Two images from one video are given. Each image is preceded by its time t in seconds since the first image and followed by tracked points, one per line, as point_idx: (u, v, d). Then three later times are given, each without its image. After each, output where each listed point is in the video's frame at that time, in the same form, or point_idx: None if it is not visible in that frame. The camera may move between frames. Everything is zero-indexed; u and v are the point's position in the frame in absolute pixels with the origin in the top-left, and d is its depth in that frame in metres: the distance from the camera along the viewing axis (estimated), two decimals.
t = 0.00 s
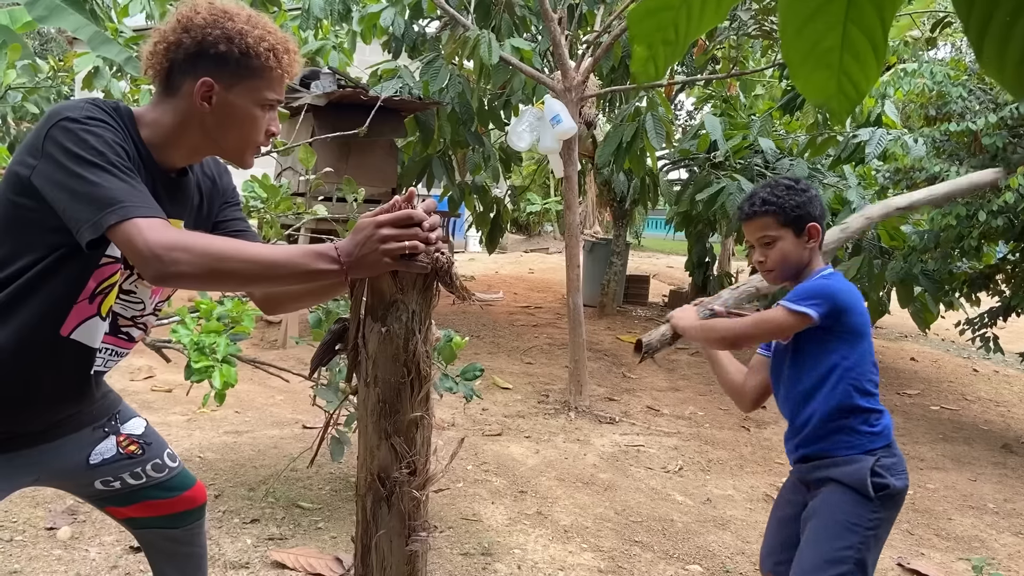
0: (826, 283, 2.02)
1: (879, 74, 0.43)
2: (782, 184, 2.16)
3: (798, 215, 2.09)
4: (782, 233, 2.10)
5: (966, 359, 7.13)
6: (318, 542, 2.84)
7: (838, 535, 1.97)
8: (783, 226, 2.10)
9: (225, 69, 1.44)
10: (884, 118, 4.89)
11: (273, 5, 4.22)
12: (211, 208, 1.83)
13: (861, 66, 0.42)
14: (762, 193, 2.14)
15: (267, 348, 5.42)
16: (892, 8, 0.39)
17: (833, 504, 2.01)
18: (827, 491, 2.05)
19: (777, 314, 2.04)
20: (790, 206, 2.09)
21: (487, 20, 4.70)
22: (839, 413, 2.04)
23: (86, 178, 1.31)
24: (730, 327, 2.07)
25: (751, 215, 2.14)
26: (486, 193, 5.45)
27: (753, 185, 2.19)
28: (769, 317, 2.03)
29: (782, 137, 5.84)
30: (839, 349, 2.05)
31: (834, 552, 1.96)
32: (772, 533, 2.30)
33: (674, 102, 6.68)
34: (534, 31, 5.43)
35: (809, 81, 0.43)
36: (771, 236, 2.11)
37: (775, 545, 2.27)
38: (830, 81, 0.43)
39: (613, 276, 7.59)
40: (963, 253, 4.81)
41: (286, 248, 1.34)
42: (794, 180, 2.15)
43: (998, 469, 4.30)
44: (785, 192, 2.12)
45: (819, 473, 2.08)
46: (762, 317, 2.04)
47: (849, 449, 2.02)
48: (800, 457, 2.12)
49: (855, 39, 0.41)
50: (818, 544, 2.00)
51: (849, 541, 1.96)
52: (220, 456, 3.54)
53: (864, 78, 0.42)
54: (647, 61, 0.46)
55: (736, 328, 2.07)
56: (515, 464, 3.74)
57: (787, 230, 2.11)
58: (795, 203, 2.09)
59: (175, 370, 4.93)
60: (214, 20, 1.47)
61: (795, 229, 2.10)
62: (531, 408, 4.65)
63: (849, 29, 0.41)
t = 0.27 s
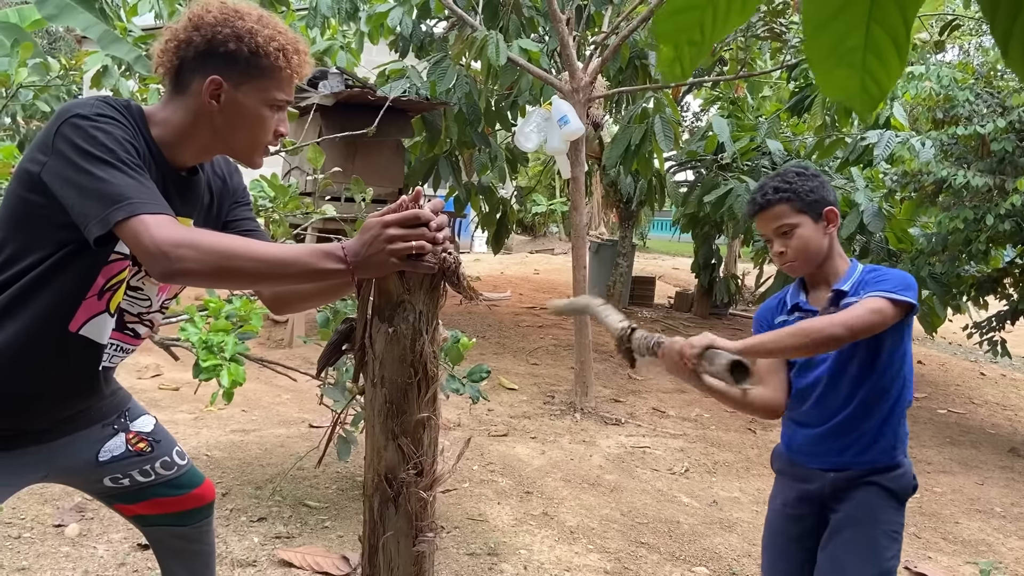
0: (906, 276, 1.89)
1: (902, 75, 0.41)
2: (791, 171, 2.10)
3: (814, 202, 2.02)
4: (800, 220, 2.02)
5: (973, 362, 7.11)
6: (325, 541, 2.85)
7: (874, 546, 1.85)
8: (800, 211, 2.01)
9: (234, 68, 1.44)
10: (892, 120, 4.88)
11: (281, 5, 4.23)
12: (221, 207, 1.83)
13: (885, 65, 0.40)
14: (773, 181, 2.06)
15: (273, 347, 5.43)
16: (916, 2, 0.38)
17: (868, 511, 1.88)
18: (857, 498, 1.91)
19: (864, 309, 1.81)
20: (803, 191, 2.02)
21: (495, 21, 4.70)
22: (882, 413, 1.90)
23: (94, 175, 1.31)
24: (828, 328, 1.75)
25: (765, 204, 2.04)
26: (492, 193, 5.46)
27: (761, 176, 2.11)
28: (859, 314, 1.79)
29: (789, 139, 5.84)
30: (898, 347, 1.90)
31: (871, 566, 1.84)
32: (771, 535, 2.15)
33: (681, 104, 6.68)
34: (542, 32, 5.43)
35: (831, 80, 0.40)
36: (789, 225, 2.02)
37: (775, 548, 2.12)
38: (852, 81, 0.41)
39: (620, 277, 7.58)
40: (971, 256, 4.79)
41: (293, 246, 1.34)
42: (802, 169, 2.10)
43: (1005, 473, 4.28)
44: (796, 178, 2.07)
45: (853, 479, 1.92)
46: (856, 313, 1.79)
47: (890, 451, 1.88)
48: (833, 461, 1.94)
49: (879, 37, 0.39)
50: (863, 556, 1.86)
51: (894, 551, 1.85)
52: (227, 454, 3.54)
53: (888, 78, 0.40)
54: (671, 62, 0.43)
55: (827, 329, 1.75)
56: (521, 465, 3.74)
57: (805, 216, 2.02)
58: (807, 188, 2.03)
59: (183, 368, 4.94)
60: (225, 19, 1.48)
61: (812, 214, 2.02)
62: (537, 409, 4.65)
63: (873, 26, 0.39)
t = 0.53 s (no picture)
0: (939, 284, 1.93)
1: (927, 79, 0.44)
2: (818, 169, 2.08)
3: (843, 203, 2.01)
4: (830, 222, 2.00)
5: (980, 365, 7.09)
6: (333, 539, 2.85)
7: (894, 548, 1.86)
8: (831, 213, 2.00)
9: (244, 67, 1.45)
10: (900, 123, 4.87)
11: (289, 5, 4.24)
12: (231, 207, 1.83)
13: (911, 68, 0.44)
14: (801, 182, 2.04)
15: (280, 346, 5.44)
16: (942, 8, 0.42)
17: (887, 513, 1.87)
18: (875, 501, 1.89)
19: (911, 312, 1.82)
20: (833, 192, 2.01)
21: (503, 21, 4.70)
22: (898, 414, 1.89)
23: (105, 175, 1.32)
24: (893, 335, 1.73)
25: (795, 207, 2.02)
26: (499, 194, 5.46)
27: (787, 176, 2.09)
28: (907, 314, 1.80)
29: (797, 140, 5.83)
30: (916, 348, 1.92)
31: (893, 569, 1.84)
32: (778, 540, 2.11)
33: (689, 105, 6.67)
34: (550, 32, 5.44)
35: (861, 81, 0.44)
36: (821, 227, 2.00)
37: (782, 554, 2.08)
38: (880, 83, 0.44)
39: (626, 278, 7.58)
40: (979, 259, 4.78)
41: (302, 247, 1.35)
42: (829, 169, 2.09)
43: (1013, 476, 4.27)
44: (824, 177, 2.06)
45: (875, 482, 1.89)
46: (909, 316, 1.79)
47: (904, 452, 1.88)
48: (854, 464, 1.91)
49: (905, 43, 0.43)
50: (885, 559, 1.85)
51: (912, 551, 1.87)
52: (235, 453, 3.55)
53: (914, 81, 0.44)
54: (701, 65, 0.47)
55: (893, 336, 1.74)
56: (528, 465, 3.74)
57: (835, 217, 2.00)
58: (836, 189, 2.02)
59: (191, 367, 4.95)
60: (237, 19, 1.50)
61: (841, 216, 2.01)
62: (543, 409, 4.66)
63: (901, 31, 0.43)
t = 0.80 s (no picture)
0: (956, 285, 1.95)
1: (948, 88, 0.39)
2: (845, 171, 2.04)
3: (873, 206, 1.97)
4: (860, 227, 1.96)
5: (988, 367, 7.07)
6: (341, 539, 2.85)
7: (905, 550, 1.86)
8: (861, 217, 1.96)
9: (262, 69, 1.45)
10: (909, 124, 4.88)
11: (298, 4, 4.24)
12: (243, 209, 1.84)
13: (933, 71, 0.39)
14: (829, 185, 1.99)
15: (287, 345, 5.45)
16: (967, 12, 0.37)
17: (897, 515, 1.87)
18: (883, 504, 1.89)
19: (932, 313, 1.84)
20: (864, 195, 1.96)
21: (511, 21, 4.70)
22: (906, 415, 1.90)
23: (119, 175, 1.32)
24: (916, 334, 1.76)
25: (824, 211, 1.97)
26: (506, 194, 5.46)
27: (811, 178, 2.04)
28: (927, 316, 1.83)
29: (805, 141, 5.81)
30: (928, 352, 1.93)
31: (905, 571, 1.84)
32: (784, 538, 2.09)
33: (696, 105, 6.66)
34: (558, 32, 5.44)
35: (879, 81, 0.39)
36: (851, 232, 1.96)
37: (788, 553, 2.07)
38: (900, 85, 0.39)
39: (633, 279, 7.57)
40: (988, 261, 4.76)
41: (315, 248, 1.35)
42: (856, 171, 2.05)
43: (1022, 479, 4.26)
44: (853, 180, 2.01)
45: (885, 482, 1.89)
46: (926, 315, 1.82)
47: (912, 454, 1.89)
48: (862, 464, 1.90)
49: (925, 44, 0.38)
50: (895, 560, 1.86)
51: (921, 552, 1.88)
52: (243, 452, 3.56)
53: (935, 85, 0.39)
54: (716, 66, 0.43)
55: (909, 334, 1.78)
56: (535, 466, 3.74)
57: (865, 222, 1.97)
58: (866, 191, 1.98)
59: (198, 365, 4.97)
60: (257, 21, 1.51)
61: (870, 220, 1.97)
62: (550, 410, 4.66)
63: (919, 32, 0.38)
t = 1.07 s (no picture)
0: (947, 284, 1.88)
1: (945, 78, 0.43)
2: (859, 166, 2.06)
3: (878, 200, 1.99)
4: (862, 217, 1.99)
5: (995, 368, 7.04)
6: (346, 537, 2.86)
7: (901, 551, 1.85)
8: (863, 208, 1.98)
9: (274, 68, 1.45)
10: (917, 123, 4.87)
11: (304, 3, 4.24)
12: (253, 207, 1.84)
13: (929, 64, 0.42)
14: (839, 174, 2.03)
15: (293, 344, 5.45)
16: (962, 9, 0.40)
17: (892, 516, 1.87)
18: (881, 501, 1.91)
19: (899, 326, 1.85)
20: (868, 188, 1.99)
21: (517, 20, 4.69)
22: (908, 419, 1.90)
23: (130, 173, 1.32)
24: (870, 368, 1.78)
25: (827, 196, 2.02)
26: (512, 193, 5.46)
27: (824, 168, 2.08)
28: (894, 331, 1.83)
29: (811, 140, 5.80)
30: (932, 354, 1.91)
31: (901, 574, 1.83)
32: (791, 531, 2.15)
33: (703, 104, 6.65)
34: (564, 31, 5.43)
35: (878, 73, 0.43)
36: (849, 220, 1.98)
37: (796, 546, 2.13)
38: (898, 78, 0.43)
39: (638, 278, 7.56)
40: (996, 261, 4.74)
41: (325, 247, 1.35)
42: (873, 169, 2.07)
43: None
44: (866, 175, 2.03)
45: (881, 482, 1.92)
46: (892, 342, 1.81)
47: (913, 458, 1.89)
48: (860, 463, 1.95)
49: (923, 36, 0.42)
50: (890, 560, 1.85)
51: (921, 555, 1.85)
52: (249, 450, 3.56)
53: (933, 76, 0.42)
54: (717, 53, 0.48)
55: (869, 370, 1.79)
56: (540, 465, 3.74)
57: (866, 214, 1.99)
58: (872, 185, 2.00)
59: (204, 364, 4.98)
60: (268, 21, 1.50)
61: (873, 214, 1.99)
62: (555, 409, 4.65)
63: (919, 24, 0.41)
